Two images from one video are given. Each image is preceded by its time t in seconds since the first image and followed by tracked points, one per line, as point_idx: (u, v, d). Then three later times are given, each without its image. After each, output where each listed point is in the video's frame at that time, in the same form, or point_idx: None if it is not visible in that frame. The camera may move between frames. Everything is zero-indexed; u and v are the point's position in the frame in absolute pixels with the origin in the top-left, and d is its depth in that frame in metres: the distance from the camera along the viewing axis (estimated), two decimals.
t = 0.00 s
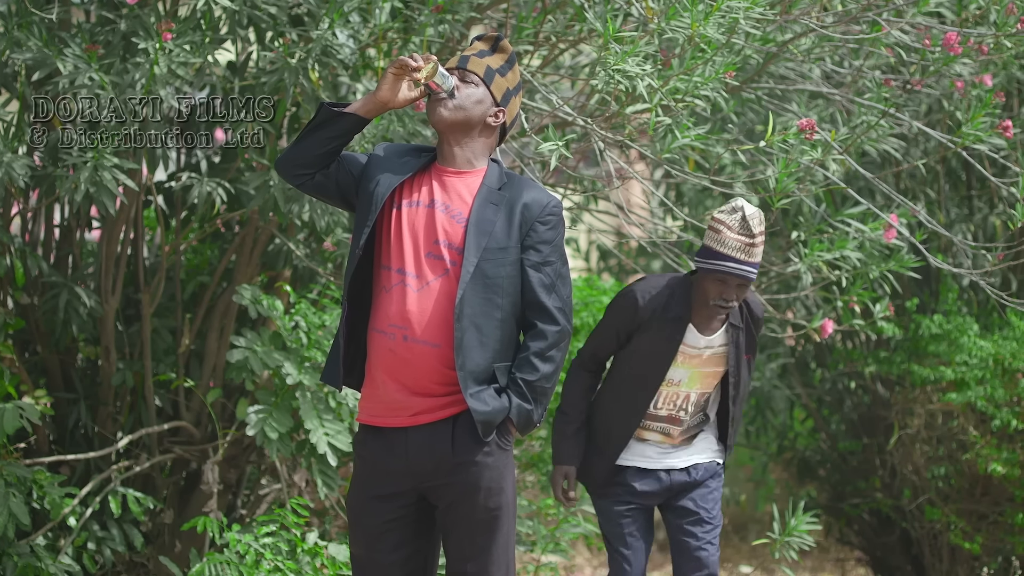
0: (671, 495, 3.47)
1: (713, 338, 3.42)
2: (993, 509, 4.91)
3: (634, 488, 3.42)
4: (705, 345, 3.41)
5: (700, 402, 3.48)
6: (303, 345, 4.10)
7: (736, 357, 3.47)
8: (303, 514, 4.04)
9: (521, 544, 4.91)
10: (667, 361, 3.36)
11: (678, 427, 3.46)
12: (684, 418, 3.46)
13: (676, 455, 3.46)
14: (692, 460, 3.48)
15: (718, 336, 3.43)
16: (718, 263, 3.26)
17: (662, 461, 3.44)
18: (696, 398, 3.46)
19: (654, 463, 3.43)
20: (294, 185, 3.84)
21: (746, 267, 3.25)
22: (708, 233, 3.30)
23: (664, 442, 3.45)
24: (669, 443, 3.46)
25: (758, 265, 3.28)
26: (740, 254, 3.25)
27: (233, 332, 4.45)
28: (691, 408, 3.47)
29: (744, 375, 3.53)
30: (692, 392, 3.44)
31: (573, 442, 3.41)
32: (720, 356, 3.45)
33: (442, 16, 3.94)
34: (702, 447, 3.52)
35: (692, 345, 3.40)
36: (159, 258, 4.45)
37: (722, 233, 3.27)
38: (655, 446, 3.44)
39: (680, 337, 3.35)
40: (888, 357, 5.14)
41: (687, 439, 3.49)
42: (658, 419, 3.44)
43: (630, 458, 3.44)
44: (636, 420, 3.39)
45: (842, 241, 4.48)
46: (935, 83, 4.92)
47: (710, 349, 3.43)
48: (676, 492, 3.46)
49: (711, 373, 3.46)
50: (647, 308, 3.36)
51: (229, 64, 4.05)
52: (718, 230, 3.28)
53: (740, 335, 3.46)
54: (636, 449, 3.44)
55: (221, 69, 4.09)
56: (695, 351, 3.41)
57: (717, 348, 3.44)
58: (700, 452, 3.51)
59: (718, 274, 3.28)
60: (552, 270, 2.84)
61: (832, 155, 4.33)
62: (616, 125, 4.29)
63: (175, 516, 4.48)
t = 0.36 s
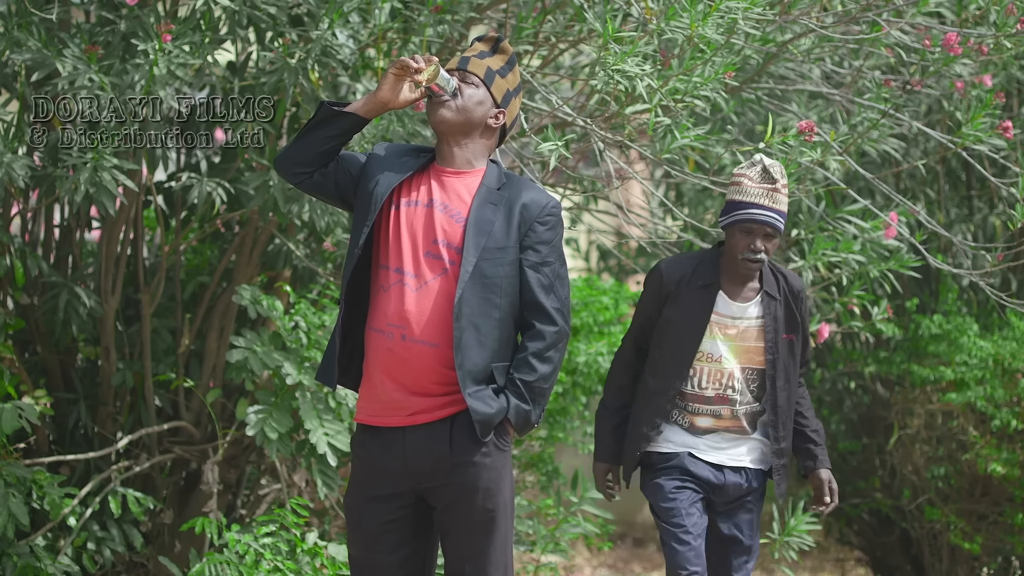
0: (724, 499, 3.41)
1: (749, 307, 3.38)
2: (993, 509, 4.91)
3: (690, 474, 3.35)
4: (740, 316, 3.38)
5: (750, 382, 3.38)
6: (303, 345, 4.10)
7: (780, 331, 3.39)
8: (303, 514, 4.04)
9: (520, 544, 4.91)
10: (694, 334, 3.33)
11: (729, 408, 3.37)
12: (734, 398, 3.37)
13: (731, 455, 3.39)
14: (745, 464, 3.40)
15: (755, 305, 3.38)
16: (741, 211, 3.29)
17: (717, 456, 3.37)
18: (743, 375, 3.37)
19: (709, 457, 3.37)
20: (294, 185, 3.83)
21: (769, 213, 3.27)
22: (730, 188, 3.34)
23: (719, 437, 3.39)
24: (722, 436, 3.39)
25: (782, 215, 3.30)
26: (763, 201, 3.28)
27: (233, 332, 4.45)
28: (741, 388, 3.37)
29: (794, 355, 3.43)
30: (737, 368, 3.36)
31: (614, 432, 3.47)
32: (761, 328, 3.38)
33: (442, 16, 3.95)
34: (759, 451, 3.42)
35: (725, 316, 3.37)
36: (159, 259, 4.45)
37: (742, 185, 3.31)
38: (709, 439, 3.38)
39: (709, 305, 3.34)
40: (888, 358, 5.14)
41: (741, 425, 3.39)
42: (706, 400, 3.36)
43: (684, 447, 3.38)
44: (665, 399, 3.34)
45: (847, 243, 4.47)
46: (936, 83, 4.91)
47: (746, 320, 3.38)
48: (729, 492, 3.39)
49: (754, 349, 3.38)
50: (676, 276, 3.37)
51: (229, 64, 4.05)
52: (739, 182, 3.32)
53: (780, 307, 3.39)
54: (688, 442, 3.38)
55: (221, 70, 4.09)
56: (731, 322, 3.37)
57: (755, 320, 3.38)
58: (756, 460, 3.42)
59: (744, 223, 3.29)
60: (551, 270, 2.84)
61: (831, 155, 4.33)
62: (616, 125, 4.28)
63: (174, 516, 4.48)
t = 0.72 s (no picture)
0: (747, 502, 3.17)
1: (768, 277, 3.24)
2: (976, 509, 4.96)
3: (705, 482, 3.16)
4: (761, 286, 3.23)
5: (772, 359, 3.22)
6: (287, 345, 4.09)
7: (801, 305, 3.25)
8: (287, 514, 4.03)
9: (504, 544, 4.92)
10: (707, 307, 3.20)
11: (751, 387, 3.19)
12: (756, 375, 3.20)
13: (754, 448, 3.16)
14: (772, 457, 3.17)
15: (774, 274, 3.25)
16: (746, 166, 3.21)
17: (737, 453, 3.15)
18: (766, 350, 3.21)
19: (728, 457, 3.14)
20: (277, 184, 3.81)
21: (774, 163, 3.19)
22: (732, 154, 3.28)
23: (740, 429, 3.17)
24: (743, 426, 3.17)
25: (787, 166, 3.21)
26: (765, 153, 3.20)
27: (217, 332, 4.44)
28: (763, 365, 3.21)
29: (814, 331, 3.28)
30: (760, 343, 3.20)
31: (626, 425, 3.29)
32: (783, 300, 3.23)
33: (426, 16, 3.96)
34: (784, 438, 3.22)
35: (746, 285, 3.23)
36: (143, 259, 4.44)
37: (742, 146, 3.25)
38: (728, 432, 3.17)
39: (724, 275, 3.21)
40: (871, 358, 5.17)
41: (763, 407, 3.20)
42: (728, 378, 3.19)
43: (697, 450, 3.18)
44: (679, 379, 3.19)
45: (830, 241, 4.47)
46: (920, 83, 4.94)
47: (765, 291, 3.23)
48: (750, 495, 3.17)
49: (778, 323, 3.23)
50: (691, 246, 3.25)
51: (213, 64, 4.03)
52: (740, 145, 3.26)
53: (798, 279, 3.27)
54: (704, 441, 3.17)
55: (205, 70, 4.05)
56: (752, 292, 3.23)
57: (778, 291, 3.23)
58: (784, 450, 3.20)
59: (750, 178, 3.19)
60: (533, 270, 2.85)
61: (815, 156, 4.39)
62: (600, 125, 4.30)
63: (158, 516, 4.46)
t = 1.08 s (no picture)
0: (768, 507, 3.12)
1: (782, 267, 3.19)
2: (939, 508, 5.01)
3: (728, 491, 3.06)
4: (775, 277, 3.18)
5: (787, 353, 3.14)
6: (250, 345, 4.09)
7: (819, 302, 3.19)
8: (249, 515, 4.02)
9: (467, 544, 4.94)
10: (714, 294, 3.16)
11: (765, 380, 3.11)
12: (769, 368, 3.11)
13: (775, 455, 3.08)
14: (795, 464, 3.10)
15: (789, 265, 3.20)
16: (760, 164, 3.17)
17: (758, 460, 3.07)
18: (779, 343, 3.13)
19: (749, 465, 3.06)
20: (240, 184, 3.80)
21: (790, 161, 3.14)
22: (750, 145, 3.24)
23: (759, 434, 3.08)
24: (763, 431, 3.09)
25: (805, 167, 3.16)
26: (781, 151, 3.15)
27: (181, 332, 4.41)
28: (777, 357, 3.13)
29: (835, 331, 3.20)
30: (772, 335, 3.13)
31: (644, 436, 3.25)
32: (800, 294, 3.17)
33: (388, 16, 3.96)
34: (805, 441, 3.14)
35: (759, 275, 3.18)
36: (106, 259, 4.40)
37: (761, 138, 3.21)
38: (748, 434, 3.08)
39: (731, 264, 3.18)
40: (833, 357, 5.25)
41: (778, 403, 3.11)
42: (739, 370, 3.11)
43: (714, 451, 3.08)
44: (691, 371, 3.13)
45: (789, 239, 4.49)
46: (882, 84, 5.01)
47: (779, 283, 3.17)
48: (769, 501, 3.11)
49: (793, 316, 3.16)
50: (699, 244, 3.25)
51: (176, 64, 4.02)
52: (759, 137, 3.22)
53: (816, 275, 3.21)
54: (723, 443, 3.08)
55: (168, 70, 4.05)
56: (766, 282, 3.17)
57: (794, 284, 3.18)
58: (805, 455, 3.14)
59: (763, 176, 3.16)
60: (493, 271, 2.87)
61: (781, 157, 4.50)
62: (563, 126, 4.32)
63: (121, 517, 4.43)
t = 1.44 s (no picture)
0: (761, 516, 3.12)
1: (767, 270, 3.17)
2: (913, 510, 4.93)
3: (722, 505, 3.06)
4: (762, 283, 3.16)
5: (779, 361, 3.12)
6: (222, 346, 4.09)
7: (810, 303, 3.16)
8: (223, 515, 4.01)
9: (441, 544, 4.96)
10: (699, 303, 3.15)
11: (756, 391, 3.09)
12: (759, 377, 3.10)
13: (764, 470, 3.07)
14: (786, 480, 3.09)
15: (774, 268, 3.17)
16: (737, 170, 3.13)
17: (747, 477, 3.06)
18: (768, 350, 3.11)
19: (738, 481, 3.06)
20: (213, 184, 3.79)
21: (767, 166, 3.10)
22: (727, 149, 3.19)
23: (750, 449, 3.07)
24: (754, 448, 3.07)
25: (784, 169, 3.11)
26: (759, 157, 3.11)
27: (154, 333, 4.39)
28: (766, 366, 3.11)
29: (832, 330, 3.17)
30: (761, 343, 3.11)
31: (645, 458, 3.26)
32: (787, 297, 3.15)
33: (361, 16, 3.97)
34: (798, 457, 3.12)
35: (744, 283, 3.16)
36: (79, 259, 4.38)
37: (739, 142, 3.16)
38: (737, 449, 3.07)
39: (714, 272, 3.16)
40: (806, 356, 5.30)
41: (771, 414, 3.09)
42: (729, 383, 3.09)
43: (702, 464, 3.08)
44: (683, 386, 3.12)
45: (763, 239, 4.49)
46: (855, 85, 5.07)
47: (766, 290, 3.15)
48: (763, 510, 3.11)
49: (783, 321, 3.14)
50: (682, 254, 3.24)
51: (149, 65, 4.00)
52: (737, 140, 3.17)
53: (805, 274, 3.18)
54: (712, 455, 3.08)
55: (140, 71, 4.03)
56: (752, 289, 3.15)
57: (781, 287, 3.16)
58: (798, 470, 3.12)
59: (741, 183, 3.12)
60: (465, 272, 2.88)
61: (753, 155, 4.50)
62: (536, 126, 4.34)
63: (94, 517, 4.41)
